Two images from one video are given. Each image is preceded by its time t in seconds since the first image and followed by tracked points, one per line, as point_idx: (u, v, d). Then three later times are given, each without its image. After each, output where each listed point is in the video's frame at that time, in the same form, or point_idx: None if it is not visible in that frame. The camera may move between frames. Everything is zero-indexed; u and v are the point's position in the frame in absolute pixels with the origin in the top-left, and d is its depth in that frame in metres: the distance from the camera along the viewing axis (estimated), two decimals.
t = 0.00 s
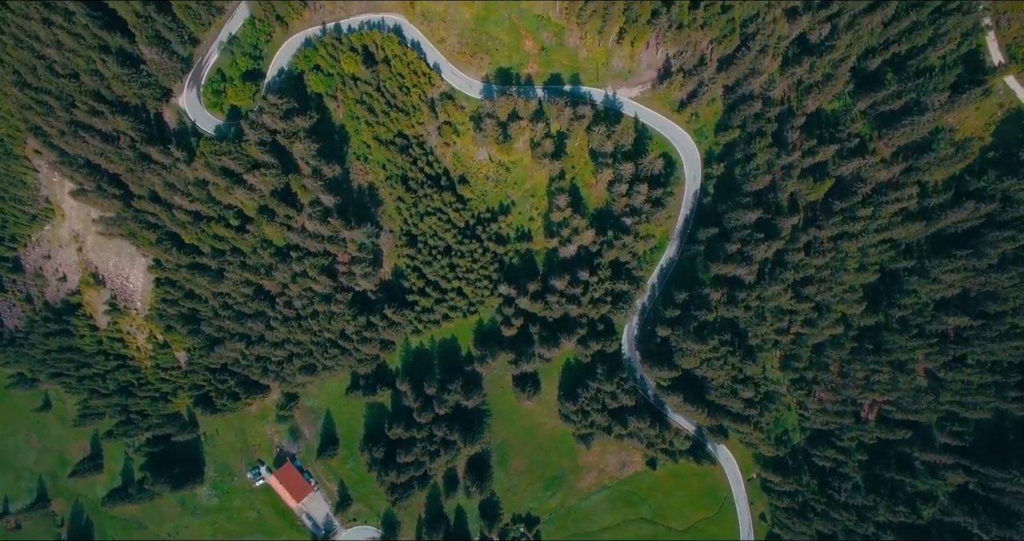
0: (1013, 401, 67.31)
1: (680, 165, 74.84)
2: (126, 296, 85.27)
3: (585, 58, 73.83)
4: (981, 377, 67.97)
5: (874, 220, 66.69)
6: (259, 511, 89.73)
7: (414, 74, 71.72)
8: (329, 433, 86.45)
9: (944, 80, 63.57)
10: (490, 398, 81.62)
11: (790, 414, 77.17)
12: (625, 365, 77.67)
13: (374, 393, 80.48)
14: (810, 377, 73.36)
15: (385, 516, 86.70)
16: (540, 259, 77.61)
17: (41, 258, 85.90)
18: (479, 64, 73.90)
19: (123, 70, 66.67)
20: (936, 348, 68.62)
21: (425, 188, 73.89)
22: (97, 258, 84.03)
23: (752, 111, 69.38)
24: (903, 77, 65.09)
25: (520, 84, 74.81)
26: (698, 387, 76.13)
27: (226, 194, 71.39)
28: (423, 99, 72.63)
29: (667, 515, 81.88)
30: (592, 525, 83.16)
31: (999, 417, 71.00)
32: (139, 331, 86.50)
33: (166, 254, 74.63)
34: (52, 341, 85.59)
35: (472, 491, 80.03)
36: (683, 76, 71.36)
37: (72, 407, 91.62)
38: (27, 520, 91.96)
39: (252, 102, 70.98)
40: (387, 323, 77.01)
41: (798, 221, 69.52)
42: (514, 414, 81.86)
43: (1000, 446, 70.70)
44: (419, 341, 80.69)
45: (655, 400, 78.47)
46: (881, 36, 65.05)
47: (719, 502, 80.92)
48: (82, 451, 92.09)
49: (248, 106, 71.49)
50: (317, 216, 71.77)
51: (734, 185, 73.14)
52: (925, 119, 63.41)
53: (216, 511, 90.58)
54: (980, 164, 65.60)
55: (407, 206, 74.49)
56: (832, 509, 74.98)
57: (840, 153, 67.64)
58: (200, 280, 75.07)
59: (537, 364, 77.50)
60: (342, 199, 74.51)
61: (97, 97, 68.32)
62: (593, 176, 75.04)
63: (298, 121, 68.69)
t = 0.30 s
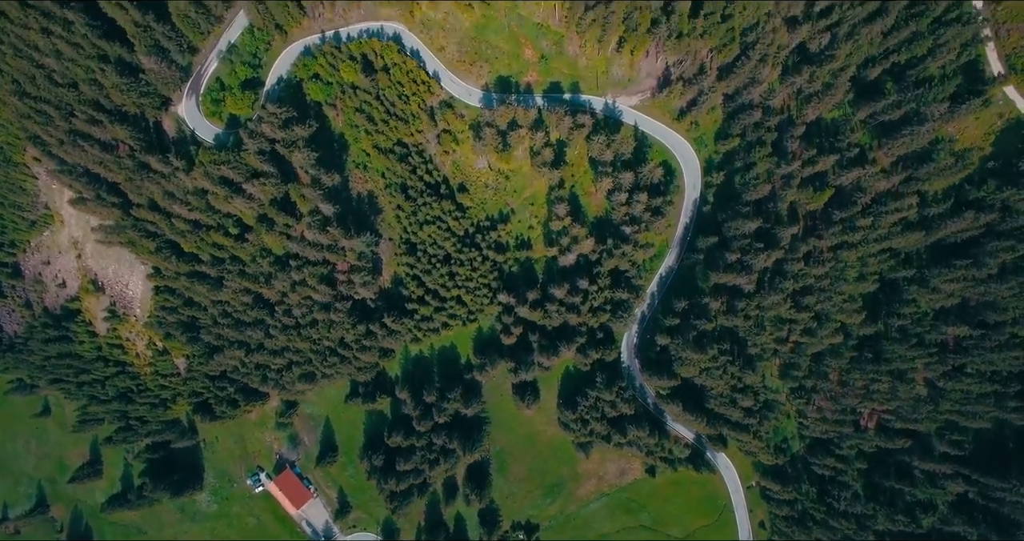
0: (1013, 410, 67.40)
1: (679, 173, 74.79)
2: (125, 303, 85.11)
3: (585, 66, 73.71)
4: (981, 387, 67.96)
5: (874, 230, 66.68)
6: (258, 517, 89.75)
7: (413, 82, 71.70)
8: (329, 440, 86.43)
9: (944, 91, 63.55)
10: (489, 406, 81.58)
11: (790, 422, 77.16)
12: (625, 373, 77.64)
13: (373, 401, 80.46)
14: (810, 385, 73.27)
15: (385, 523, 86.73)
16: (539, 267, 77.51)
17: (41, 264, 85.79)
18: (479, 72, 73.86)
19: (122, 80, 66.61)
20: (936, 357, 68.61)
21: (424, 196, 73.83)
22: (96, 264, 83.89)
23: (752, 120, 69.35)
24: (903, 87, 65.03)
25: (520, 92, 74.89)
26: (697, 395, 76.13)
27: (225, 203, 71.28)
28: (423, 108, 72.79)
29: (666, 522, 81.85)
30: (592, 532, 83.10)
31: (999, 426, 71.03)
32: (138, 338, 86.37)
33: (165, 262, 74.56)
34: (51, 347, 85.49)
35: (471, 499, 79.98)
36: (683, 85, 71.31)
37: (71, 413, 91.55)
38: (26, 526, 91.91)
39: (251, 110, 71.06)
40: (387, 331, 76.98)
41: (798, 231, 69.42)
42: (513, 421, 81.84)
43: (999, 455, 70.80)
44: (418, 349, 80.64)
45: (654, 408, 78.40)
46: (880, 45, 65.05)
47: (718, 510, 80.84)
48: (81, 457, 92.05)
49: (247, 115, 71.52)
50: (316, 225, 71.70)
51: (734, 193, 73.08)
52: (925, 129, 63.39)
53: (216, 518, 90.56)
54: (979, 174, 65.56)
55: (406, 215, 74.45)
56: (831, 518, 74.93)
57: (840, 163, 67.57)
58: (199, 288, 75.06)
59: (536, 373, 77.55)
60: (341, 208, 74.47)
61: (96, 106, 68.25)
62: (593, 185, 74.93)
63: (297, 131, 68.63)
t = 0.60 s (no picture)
0: (1013, 422, 67.39)
1: (678, 183, 74.74)
2: (124, 311, 85.00)
3: (585, 76, 73.61)
4: (981, 398, 67.87)
5: (874, 241, 66.60)
6: (258, 525, 89.75)
7: (412, 92, 71.71)
8: (328, 448, 86.42)
9: (943, 102, 63.49)
10: (489, 414, 81.57)
11: (789, 431, 77.12)
12: (624, 383, 77.60)
13: (373, 410, 80.45)
14: (809, 395, 73.13)
15: (385, 530, 87.20)
16: (538, 276, 77.42)
17: (40, 271, 85.63)
18: (478, 81, 73.80)
19: (121, 90, 66.60)
20: (935, 369, 68.55)
21: (423, 206, 73.73)
22: (95, 272, 83.78)
23: (751, 131, 69.34)
24: (903, 98, 65.01)
25: (519, 101, 74.79)
26: (696, 405, 76.14)
27: (224, 213, 71.21)
28: (422, 117, 72.74)
29: (666, 531, 81.67)
30: None
31: (998, 436, 70.93)
32: (137, 345, 86.31)
33: (163, 272, 74.51)
34: (50, 354, 85.41)
35: (470, 508, 79.92)
36: (682, 95, 71.25)
37: (70, 420, 91.49)
38: (25, 532, 91.84)
39: (249, 121, 70.91)
40: (386, 341, 76.96)
41: (798, 242, 69.38)
42: (513, 430, 81.80)
43: (999, 465, 70.84)
44: (417, 358, 80.67)
45: (653, 417, 78.36)
46: (880, 56, 65.00)
47: (718, 518, 80.72)
48: (80, 464, 92.02)
49: (246, 125, 71.41)
50: (315, 235, 71.63)
51: (734, 203, 72.98)
52: (925, 141, 63.35)
53: (215, 525, 90.53)
54: (979, 185, 65.56)
55: (405, 224, 74.38)
56: (831, 528, 74.79)
57: (840, 174, 67.56)
58: (198, 298, 75.06)
59: (535, 382, 77.55)
60: (340, 217, 74.38)
61: (94, 117, 68.12)
62: (592, 194, 74.83)
63: (296, 141, 68.63)
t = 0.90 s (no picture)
0: (1012, 432, 67.05)
1: (678, 191, 74.70)
2: (123, 317, 84.94)
3: (584, 84, 73.69)
4: (980, 408, 67.69)
5: (874, 251, 66.45)
6: (257, 531, 89.79)
7: (411, 100, 71.74)
8: (327, 455, 86.44)
9: (944, 112, 63.44)
10: (488, 422, 81.64)
11: (788, 439, 77.16)
12: (623, 391, 77.63)
13: (372, 418, 80.43)
14: (809, 404, 73.09)
15: (384, 537, 87.11)
16: (538, 284, 77.37)
17: (40, 276, 85.39)
18: (477, 90, 73.87)
19: (119, 100, 66.52)
20: (935, 379, 68.35)
21: (422, 215, 73.62)
22: (94, 279, 83.65)
23: (751, 139, 69.14)
24: (902, 108, 65.03)
25: (518, 109, 74.69)
26: (695, 414, 76.23)
27: (223, 222, 71.07)
28: (421, 126, 72.78)
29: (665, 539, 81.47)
30: None
31: (997, 445, 70.99)
32: (137, 352, 86.27)
33: (162, 280, 74.44)
34: (48, 361, 85.23)
35: (469, 516, 79.88)
36: (682, 104, 71.19)
37: (69, 426, 91.35)
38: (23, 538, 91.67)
39: (249, 130, 71.20)
40: (384, 350, 76.83)
41: (797, 252, 69.41)
42: (512, 437, 81.83)
43: (998, 474, 70.79)
44: (417, 366, 80.94)
45: (653, 425, 78.35)
46: (880, 66, 64.91)
47: (717, 526, 80.60)
48: (79, 469, 91.92)
49: (246, 134, 71.65)
50: (314, 245, 71.60)
51: (733, 212, 72.87)
52: (925, 151, 63.25)
53: (214, 531, 90.51)
54: (978, 195, 65.63)
55: (405, 233, 74.35)
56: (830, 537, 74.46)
57: (840, 184, 67.44)
58: (197, 306, 75.01)
59: (534, 391, 77.48)
60: (339, 226, 74.35)
61: (93, 126, 67.89)
62: (591, 202, 74.68)
63: (295, 151, 68.71)
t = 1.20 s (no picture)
0: (1011, 443, 66.96)
1: (677, 200, 74.61)
2: (123, 325, 84.88)
3: (583, 93, 73.62)
4: (980, 419, 67.59)
5: (873, 263, 66.42)
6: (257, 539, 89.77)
7: (410, 110, 71.70)
8: (327, 463, 86.42)
9: (943, 124, 63.38)
10: (487, 431, 81.63)
11: (787, 449, 77.16)
12: (622, 400, 77.61)
13: (371, 427, 80.44)
14: (808, 415, 73.06)
15: None
16: (537, 294, 77.33)
17: (39, 283, 85.16)
18: (476, 100, 73.77)
19: (119, 111, 66.53)
20: (935, 390, 68.27)
21: (422, 224, 73.53)
22: (93, 287, 83.54)
23: (751, 150, 69.09)
24: (902, 119, 64.96)
25: (517, 119, 74.63)
26: (694, 424, 76.19)
27: (222, 233, 71.05)
28: (420, 135, 72.68)
29: None
30: None
31: (997, 455, 71.05)
32: (136, 360, 86.16)
33: (161, 289, 74.34)
34: (48, 369, 85.03)
35: (468, 525, 79.81)
36: (681, 114, 71.03)
37: (68, 432, 91.17)
38: None
39: (248, 140, 71.05)
40: (384, 359, 76.87)
41: (796, 263, 69.40)
42: (511, 446, 81.81)
43: (997, 484, 70.82)
44: (416, 375, 80.95)
45: (652, 434, 78.32)
46: (879, 77, 64.87)
47: (717, 536, 80.43)
48: (78, 476, 91.82)
49: (245, 144, 71.53)
50: (314, 255, 71.66)
51: (733, 222, 72.83)
52: (924, 163, 63.23)
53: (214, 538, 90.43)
54: (978, 207, 65.60)
55: (404, 242, 74.26)
56: None
57: (839, 196, 67.41)
58: (196, 315, 74.95)
59: (533, 401, 77.50)
60: (338, 236, 74.32)
61: (92, 136, 67.84)
62: (591, 212, 74.64)
63: (294, 161, 68.65)
